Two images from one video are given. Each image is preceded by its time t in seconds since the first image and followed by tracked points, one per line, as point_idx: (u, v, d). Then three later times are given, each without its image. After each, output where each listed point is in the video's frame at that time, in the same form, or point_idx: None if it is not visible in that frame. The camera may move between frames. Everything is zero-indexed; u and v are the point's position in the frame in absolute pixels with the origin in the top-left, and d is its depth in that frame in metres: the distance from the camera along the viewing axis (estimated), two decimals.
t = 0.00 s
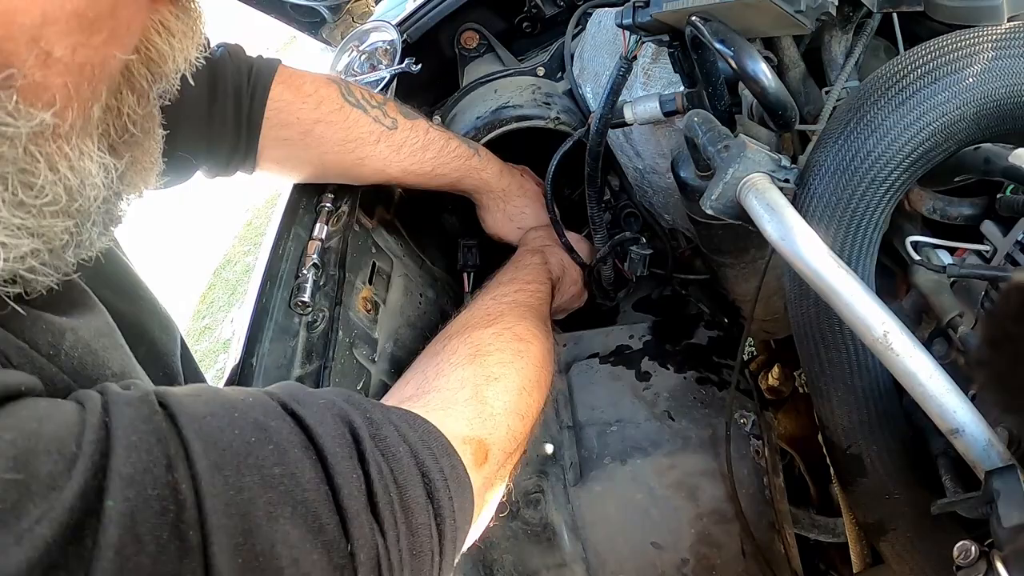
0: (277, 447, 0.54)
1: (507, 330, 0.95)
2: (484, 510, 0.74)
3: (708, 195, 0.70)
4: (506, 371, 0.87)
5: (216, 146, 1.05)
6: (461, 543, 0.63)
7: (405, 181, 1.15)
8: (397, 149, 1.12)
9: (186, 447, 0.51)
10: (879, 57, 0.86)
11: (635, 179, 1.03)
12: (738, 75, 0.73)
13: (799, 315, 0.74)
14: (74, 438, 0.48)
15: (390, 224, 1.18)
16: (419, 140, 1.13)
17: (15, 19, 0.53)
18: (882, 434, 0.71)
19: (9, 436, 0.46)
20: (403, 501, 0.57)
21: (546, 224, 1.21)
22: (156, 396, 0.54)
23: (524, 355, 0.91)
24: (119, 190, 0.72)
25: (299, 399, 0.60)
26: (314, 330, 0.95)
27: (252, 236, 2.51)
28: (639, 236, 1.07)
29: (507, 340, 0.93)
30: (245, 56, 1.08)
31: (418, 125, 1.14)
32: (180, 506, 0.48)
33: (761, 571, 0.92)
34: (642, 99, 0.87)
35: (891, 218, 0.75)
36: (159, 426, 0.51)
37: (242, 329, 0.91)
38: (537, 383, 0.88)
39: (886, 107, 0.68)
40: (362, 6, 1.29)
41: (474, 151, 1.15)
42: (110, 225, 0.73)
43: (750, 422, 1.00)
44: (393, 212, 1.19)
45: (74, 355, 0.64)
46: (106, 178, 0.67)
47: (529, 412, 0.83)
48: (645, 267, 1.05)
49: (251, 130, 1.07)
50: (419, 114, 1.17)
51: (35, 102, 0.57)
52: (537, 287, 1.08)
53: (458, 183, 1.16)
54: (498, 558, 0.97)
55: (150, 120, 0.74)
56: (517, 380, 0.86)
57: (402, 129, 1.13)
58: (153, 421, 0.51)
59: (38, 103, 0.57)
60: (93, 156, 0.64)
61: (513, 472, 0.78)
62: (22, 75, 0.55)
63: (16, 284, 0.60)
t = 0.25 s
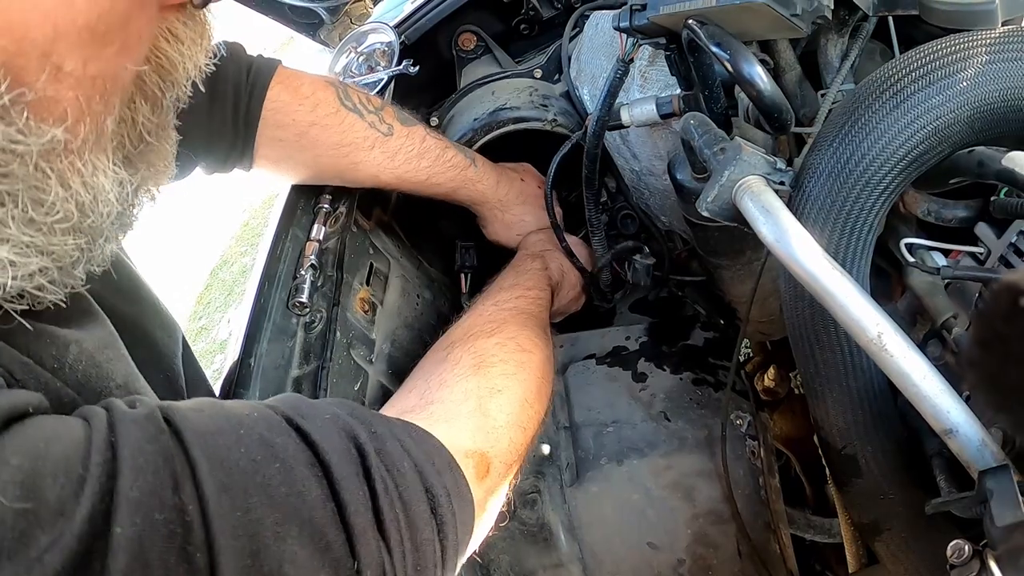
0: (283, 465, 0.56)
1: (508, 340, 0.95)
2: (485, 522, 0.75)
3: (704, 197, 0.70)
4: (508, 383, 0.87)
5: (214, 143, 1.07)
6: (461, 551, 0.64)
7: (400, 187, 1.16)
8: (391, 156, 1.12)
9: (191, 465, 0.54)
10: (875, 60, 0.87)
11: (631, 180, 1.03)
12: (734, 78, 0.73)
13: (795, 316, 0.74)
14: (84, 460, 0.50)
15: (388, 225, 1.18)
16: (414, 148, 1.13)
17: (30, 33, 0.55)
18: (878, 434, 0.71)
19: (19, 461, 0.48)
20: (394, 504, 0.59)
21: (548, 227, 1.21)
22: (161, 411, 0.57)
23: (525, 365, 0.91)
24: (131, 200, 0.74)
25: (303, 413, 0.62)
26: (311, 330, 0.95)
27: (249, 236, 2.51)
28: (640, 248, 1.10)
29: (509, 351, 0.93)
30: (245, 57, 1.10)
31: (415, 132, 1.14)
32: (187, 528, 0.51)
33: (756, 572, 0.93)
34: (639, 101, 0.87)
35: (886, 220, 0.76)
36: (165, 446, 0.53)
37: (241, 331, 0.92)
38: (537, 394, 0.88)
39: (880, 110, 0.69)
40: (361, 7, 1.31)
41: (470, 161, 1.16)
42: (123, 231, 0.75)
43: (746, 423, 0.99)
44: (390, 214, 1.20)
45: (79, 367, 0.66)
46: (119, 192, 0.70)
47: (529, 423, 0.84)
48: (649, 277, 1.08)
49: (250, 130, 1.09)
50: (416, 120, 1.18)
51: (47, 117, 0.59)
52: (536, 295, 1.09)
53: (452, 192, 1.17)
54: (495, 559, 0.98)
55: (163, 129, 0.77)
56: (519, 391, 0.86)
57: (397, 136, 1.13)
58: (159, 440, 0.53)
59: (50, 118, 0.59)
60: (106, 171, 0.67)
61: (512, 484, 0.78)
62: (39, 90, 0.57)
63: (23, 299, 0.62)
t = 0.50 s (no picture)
0: (290, 472, 0.56)
1: (514, 347, 0.96)
2: (489, 526, 0.76)
3: (702, 197, 0.70)
4: (513, 391, 0.87)
5: (214, 141, 1.08)
6: (465, 552, 0.64)
7: (399, 188, 1.15)
8: (388, 158, 1.12)
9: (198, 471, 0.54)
10: (873, 62, 0.87)
11: (629, 182, 1.03)
12: (732, 80, 0.74)
13: (792, 317, 0.74)
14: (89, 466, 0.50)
15: (386, 226, 1.19)
16: (413, 150, 1.13)
17: (30, 29, 0.55)
18: (875, 435, 0.71)
19: (23, 469, 0.49)
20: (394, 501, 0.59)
21: (547, 231, 1.20)
22: (167, 417, 0.57)
23: (530, 372, 0.91)
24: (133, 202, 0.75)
25: (309, 420, 0.62)
26: (310, 330, 0.95)
27: (247, 236, 2.51)
28: (649, 257, 1.09)
29: (515, 358, 0.93)
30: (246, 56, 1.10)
31: (414, 133, 1.14)
32: (194, 536, 0.51)
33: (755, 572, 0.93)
34: (637, 102, 0.88)
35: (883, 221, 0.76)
36: (171, 454, 0.53)
37: (240, 330, 0.92)
38: (541, 402, 0.88)
39: (878, 112, 0.69)
40: (361, 7, 1.33)
41: (469, 164, 1.16)
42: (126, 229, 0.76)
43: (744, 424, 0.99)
44: (388, 215, 1.20)
45: (79, 367, 0.66)
46: (122, 192, 0.71)
47: (534, 433, 0.84)
48: (656, 287, 1.08)
49: (250, 129, 1.08)
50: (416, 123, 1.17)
51: (50, 113, 0.59)
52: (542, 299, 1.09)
53: (451, 194, 1.16)
54: (493, 559, 0.98)
55: (167, 123, 0.78)
56: (524, 399, 0.86)
57: (396, 137, 1.13)
58: (165, 447, 0.53)
59: (53, 114, 0.59)
60: (109, 169, 0.67)
61: (512, 489, 0.79)
62: (42, 85, 0.57)
63: (24, 297, 0.62)
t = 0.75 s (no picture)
0: (283, 472, 0.57)
1: (506, 346, 0.95)
2: (483, 524, 0.76)
3: (698, 200, 0.70)
4: (505, 390, 0.87)
5: (213, 144, 1.07)
6: (459, 552, 0.65)
7: (397, 185, 1.16)
8: (391, 151, 1.13)
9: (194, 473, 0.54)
10: (870, 66, 0.88)
11: (626, 184, 1.04)
12: (729, 83, 0.74)
13: (788, 319, 0.74)
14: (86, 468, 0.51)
15: (382, 227, 1.18)
16: (415, 142, 1.14)
17: (30, 31, 0.55)
18: (871, 438, 0.71)
19: (21, 472, 0.50)
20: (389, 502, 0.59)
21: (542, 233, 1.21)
22: (162, 418, 0.57)
23: (522, 372, 0.91)
24: (134, 205, 0.74)
25: (304, 420, 0.62)
26: (306, 332, 0.95)
27: (244, 238, 2.51)
28: (645, 261, 1.09)
29: (507, 357, 0.93)
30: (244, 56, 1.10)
31: (415, 126, 1.15)
32: (190, 537, 0.52)
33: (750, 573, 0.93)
34: (634, 105, 0.88)
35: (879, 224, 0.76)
36: (167, 456, 0.54)
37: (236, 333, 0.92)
38: (534, 402, 0.88)
39: (874, 115, 0.69)
40: (358, 10, 1.32)
41: (469, 152, 1.16)
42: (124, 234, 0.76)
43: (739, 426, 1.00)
44: (385, 216, 1.20)
45: (75, 371, 0.66)
46: (122, 195, 0.71)
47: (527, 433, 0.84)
48: (651, 291, 1.07)
49: (249, 128, 1.08)
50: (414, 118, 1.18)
51: (48, 116, 0.59)
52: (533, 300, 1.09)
53: (454, 184, 1.17)
54: (488, 561, 0.98)
55: (167, 124, 0.78)
56: (516, 398, 0.86)
57: (398, 131, 1.14)
58: (162, 450, 0.54)
59: (51, 118, 0.60)
60: (109, 172, 0.68)
61: (506, 489, 0.79)
62: (40, 88, 0.57)
63: (23, 301, 0.63)
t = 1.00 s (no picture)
0: (282, 485, 0.57)
1: (508, 355, 0.95)
2: (480, 529, 0.76)
3: (695, 202, 0.70)
4: (507, 401, 0.87)
5: (209, 144, 1.07)
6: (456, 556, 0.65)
7: (393, 190, 1.16)
8: (386, 159, 1.13)
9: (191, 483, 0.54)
10: (867, 68, 0.88)
11: (624, 187, 1.04)
12: (726, 85, 0.74)
13: (785, 321, 0.74)
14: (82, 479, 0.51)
15: (379, 228, 1.18)
16: (410, 150, 1.14)
17: (16, 30, 0.55)
18: (869, 441, 0.71)
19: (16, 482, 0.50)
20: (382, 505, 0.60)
21: (541, 236, 1.22)
22: (158, 426, 0.57)
23: (524, 382, 0.91)
24: (129, 207, 0.75)
25: (304, 429, 0.62)
26: (302, 332, 0.95)
27: (241, 239, 2.50)
28: (640, 262, 1.09)
29: (509, 366, 0.93)
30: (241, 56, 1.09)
31: (410, 134, 1.15)
32: (187, 550, 0.52)
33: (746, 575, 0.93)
34: (632, 107, 0.88)
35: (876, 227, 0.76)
36: (164, 466, 0.54)
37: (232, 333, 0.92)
38: (534, 413, 0.88)
39: (872, 118, 0.69)
40: (356, 10, 1.31)
41: (464, 163, 1.16)
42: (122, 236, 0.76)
43: (736, 428, 0.99)
44: (382, 218, 1.20)
45: (71, 375, 0.66)
46: (117, 198, 0.71)
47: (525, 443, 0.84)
48: (646, 292, 1.06)
49: (245, 131, 1.09)
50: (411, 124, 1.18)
51: (38, 117, 0.59)
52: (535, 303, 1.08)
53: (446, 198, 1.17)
54: (484, 563, 0.98)
55: (165, 127, 0.78)
56: (518, 410, 0.86)
57: (393, 139, 1.14)
58: (158, 459, 0.54)
59: (44, 117, 0.60)
60: (103, 175, 0.68)
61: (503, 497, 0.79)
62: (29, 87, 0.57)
63: (15, 307, 0.63)
